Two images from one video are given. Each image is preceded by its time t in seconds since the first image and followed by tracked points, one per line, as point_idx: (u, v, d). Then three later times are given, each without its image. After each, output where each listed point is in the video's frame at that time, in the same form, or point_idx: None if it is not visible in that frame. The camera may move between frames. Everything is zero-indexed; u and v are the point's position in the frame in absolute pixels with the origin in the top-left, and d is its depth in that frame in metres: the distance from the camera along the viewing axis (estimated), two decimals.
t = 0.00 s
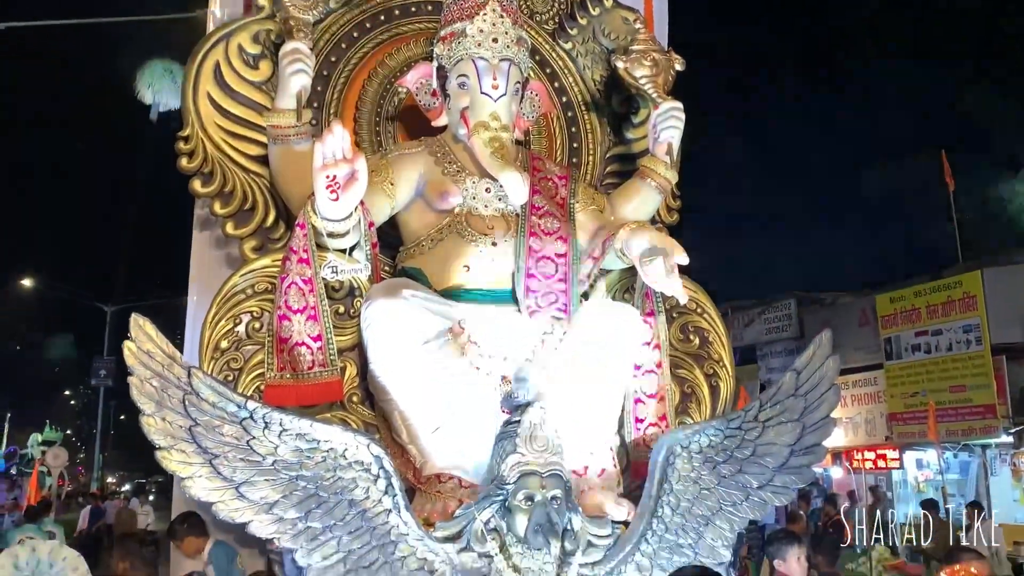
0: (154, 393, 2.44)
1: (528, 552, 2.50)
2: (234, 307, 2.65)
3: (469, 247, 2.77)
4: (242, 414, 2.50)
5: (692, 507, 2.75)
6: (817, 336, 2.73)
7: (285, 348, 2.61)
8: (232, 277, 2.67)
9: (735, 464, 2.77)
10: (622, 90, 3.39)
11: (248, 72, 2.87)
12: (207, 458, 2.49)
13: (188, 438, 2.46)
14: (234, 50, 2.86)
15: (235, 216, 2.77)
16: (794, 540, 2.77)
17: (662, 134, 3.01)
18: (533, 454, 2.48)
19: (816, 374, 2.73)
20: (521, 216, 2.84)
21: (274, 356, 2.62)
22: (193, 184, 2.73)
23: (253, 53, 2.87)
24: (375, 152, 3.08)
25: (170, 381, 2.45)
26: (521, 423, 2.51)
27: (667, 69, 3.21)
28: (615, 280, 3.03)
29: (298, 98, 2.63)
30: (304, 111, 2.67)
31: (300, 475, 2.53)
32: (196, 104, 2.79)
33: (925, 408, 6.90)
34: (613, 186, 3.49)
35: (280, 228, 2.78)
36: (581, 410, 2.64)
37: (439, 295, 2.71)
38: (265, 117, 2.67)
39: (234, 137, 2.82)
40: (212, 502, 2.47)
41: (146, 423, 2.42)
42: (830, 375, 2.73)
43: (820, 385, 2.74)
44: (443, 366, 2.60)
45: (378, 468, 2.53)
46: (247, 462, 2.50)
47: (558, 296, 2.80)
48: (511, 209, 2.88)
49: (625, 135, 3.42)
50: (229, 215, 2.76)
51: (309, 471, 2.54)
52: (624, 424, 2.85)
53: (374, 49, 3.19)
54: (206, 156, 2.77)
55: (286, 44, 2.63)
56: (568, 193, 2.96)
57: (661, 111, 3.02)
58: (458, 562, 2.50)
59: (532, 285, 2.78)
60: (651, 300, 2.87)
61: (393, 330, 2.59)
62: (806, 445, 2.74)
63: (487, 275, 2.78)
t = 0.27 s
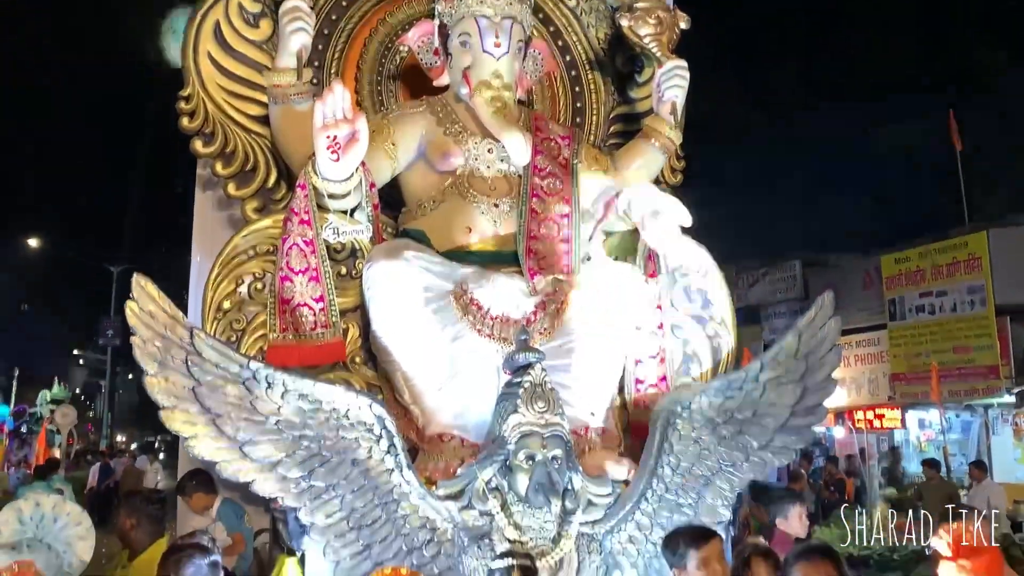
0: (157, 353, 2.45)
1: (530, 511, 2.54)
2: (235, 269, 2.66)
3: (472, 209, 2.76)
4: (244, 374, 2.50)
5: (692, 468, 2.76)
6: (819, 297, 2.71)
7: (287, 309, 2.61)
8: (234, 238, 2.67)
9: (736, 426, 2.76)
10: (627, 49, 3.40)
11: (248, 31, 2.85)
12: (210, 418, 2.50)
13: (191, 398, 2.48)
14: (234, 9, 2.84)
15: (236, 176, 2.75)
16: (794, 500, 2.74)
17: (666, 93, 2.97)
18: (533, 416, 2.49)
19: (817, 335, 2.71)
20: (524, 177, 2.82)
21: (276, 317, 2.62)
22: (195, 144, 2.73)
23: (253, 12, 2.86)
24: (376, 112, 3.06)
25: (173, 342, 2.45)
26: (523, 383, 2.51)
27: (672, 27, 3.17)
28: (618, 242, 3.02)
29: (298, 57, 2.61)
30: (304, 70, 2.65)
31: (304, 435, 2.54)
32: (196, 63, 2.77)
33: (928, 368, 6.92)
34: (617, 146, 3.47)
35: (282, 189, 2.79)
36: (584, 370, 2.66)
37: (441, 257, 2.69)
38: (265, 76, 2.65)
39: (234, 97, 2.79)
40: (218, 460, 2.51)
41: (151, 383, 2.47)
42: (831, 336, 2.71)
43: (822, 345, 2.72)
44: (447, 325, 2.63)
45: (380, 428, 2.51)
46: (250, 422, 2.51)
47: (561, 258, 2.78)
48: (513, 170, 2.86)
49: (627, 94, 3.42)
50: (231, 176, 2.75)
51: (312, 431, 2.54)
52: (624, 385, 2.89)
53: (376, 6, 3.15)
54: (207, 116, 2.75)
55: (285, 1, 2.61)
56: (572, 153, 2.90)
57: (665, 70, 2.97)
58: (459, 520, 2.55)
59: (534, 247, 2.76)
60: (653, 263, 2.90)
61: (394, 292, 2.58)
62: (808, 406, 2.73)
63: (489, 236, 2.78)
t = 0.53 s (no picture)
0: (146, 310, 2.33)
1: (531, 471, 2.48)
2: (227, 223, 2.56)
3: (472, 160, 2.65)
4: (238, 331, 2.41)
5: (698, 427, 2.64)
6: (833, 252, 2.62)
7: (280, 265, 2.52)
8: (225, 191, 2.58)
9: (744, 384, 2.65)
10: None
11: None
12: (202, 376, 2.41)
13: (182, 355, 2.38)
14: None
15: (227, 125, 2.63)
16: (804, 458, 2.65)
17: (676, 38, 2.74)
18: (534, 374, 2.40)
19: (829, 292, 2.63)
20: (526, 127, 2.70)
21: (269, 273, 2.53)
22: (183, 92, 2.60)
23: None
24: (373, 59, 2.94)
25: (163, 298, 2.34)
26: (524, 343, 2.41)
27: None
28: (623, 195, 2.90)
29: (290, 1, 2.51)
30: (296, 14, 2.52)
31: (298, 394, 2.46)
32: (185, 7, 2.66)
33: (946, 325, 6.76)
34: (625, 95, 3.34)
35: (275, 139, 2.64)
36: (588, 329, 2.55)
37: (440, 210, 2.60)
38: (257, 21, 2.54)
39: (225, 44, 2.68)
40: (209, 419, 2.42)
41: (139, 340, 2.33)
42: (844, 293, 2.62)
43: (833, 303, 2.63)
44: (444, 284, 2.52)
45: (377, 388, 2.44)
46: (244, 380, 2.43)
47: (564, 212, 2.68)
48: (515, 119, 2.73)
49: (636, 39, 3.29)
50: (221, 125, 2.62)
51: (307, 390, 2.46)
52: (630, 342, 2.77)
53: None
54: (196, 62, 2.63)
55: None
56: (576, 102, 2.78)
57: (676, 12, 2.73)
58: (459, 480, 2.49)
59: (536, 200, 2.66)
60: (661, 217, 2.76)
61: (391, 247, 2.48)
62: (818, 364, 2.64)
63: (490, 189, 2.67)
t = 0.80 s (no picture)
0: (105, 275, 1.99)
1: (535, 454, 2.20)
2: (195, 177, 2.28)
3: (470, 106, 2.36)
4: (209, 298, 2.07)
5: (723, 405, 2.36)
6: (878, 209, 2.30)
7: (254, 225, 2.24)
8: (192, 140, 2.29)
9: (774, 357, 2.35)
10: None
11: None
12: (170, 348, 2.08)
13: (148, 325, 2.04)
14: None
15: (195, 66, 2.32)
16: (842, 439, 2.38)
17: None
18: (540, 347, 2.12)
19: (873, 253, 2.31)
20: (532, 68, 2.40)
21: (242, 233, 2.25)
22: (144, 28, 2.28)
23: None
24: None
25: (122, 262, 2.00)
26: (528, 312, 2.13)
27: None
28: (641, 143, 2.57)
29: None
30: None
31: (277, 366, 2.14)
32: None
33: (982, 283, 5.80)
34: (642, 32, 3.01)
35: (250, 82, 2.33)
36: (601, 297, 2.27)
37: (434, 162, 2.31)
38: None
39: None
40: (178, 398, 2.10)
41: (97, 308, 2.00)
42: (888, 256, 2.32)
43: (876, 267, 2.32)
44: (438, 247, 2.23)
45: (365, 361, 2.11)
46: (215, 353, 2.10)
47: (574, 164, 2.37)
48: (519, 58, 2.44)
49: None
50: (189, 67, 2.31)
51: (286, 363, 2.14)
52: (648, 310, 2.47)
53: None
54: None
55: None
56: (588, 39, 2.47)
57: None
58: (455, 465, 2.19)
59: (543, 151, 2.36)
60: (684, 169, 2.46)
61: (378, 204, 2.19)
62: (858, 336, 2.34)
63: (491, 139, 2.37)
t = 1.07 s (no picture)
0: (74, 254, 1.76)
1: (542, 451, 2.01)
2: (173, 147, 2.09)
3: (472, 71, 2.17)
4: (186, 279, 1.82)
5: (747, 397, 2.16)
6: (916, 183, 2.10)
7: (237, 200, 2.05)
8: (169, 107, 2.09)
9: (802, 345, 2.16)
10: None
11: None
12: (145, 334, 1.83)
13: (119, 309, 1.79)
14: None
15: (171, 28, 2.13)
16: (879, 434, 2.19)
17: None
18: (547, 333, 1.91)
19: (911, 233, 2.12)
20: (538, 28, 2.20)
21: (224, 210, 2.06)
22: None
23: None
24: None
25: (95, 240, 1.77)
26: (534, 295, 1.93)
27: None
28: (658, 111, 2.36)
29: None
30: None
31: (261, 354, 1.89)
32: None
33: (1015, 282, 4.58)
34: None
35: (232, 44, 2.15)
36: (615, 279, 2.08)
37: (432, 132, 2.11)
38: None
39: None
40: (151, 387, 1.85)
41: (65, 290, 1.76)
42: (928, 234, 2.12)
43: (914, 246, 2.12)
44: (437, 224, 2.03)
45: (357, 348, 1.86)
46: (194, 340, 1.85)
47: (584, 134, 2.18)
48: (525, 18, 2.25)
49: None
50: (165, 28, 2.12)
51: (271, 350, 1.89)
52: (665, 294, 2.27)
53: None
54: None
55: None
56: None
57: None
58: (455, 461, 1.98)
59: (550, 119, 2.16)
60: (705, 139, 2.25)
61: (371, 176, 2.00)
62: (895, 322, 2.15)
63: (495, 106, 2.18)
